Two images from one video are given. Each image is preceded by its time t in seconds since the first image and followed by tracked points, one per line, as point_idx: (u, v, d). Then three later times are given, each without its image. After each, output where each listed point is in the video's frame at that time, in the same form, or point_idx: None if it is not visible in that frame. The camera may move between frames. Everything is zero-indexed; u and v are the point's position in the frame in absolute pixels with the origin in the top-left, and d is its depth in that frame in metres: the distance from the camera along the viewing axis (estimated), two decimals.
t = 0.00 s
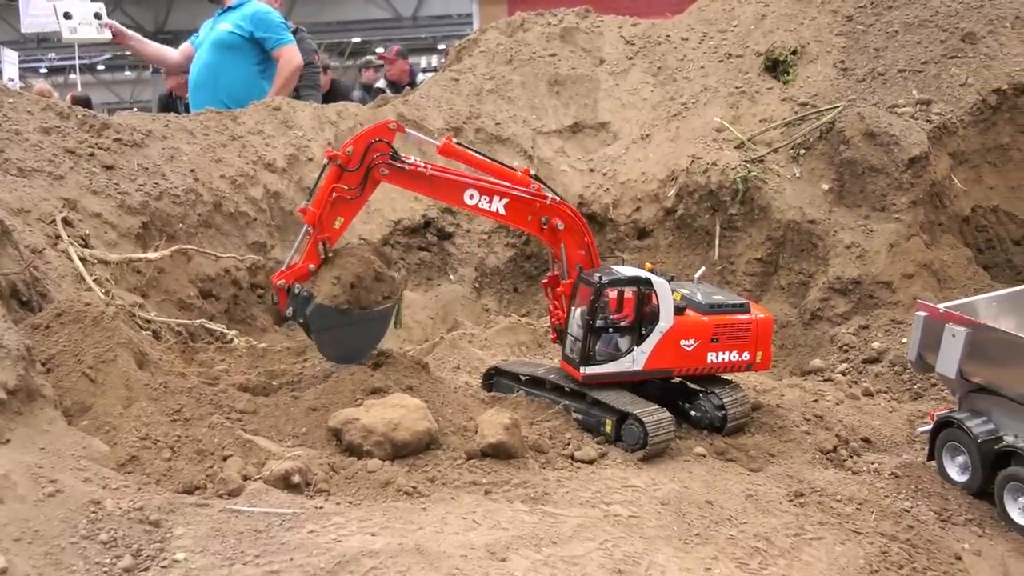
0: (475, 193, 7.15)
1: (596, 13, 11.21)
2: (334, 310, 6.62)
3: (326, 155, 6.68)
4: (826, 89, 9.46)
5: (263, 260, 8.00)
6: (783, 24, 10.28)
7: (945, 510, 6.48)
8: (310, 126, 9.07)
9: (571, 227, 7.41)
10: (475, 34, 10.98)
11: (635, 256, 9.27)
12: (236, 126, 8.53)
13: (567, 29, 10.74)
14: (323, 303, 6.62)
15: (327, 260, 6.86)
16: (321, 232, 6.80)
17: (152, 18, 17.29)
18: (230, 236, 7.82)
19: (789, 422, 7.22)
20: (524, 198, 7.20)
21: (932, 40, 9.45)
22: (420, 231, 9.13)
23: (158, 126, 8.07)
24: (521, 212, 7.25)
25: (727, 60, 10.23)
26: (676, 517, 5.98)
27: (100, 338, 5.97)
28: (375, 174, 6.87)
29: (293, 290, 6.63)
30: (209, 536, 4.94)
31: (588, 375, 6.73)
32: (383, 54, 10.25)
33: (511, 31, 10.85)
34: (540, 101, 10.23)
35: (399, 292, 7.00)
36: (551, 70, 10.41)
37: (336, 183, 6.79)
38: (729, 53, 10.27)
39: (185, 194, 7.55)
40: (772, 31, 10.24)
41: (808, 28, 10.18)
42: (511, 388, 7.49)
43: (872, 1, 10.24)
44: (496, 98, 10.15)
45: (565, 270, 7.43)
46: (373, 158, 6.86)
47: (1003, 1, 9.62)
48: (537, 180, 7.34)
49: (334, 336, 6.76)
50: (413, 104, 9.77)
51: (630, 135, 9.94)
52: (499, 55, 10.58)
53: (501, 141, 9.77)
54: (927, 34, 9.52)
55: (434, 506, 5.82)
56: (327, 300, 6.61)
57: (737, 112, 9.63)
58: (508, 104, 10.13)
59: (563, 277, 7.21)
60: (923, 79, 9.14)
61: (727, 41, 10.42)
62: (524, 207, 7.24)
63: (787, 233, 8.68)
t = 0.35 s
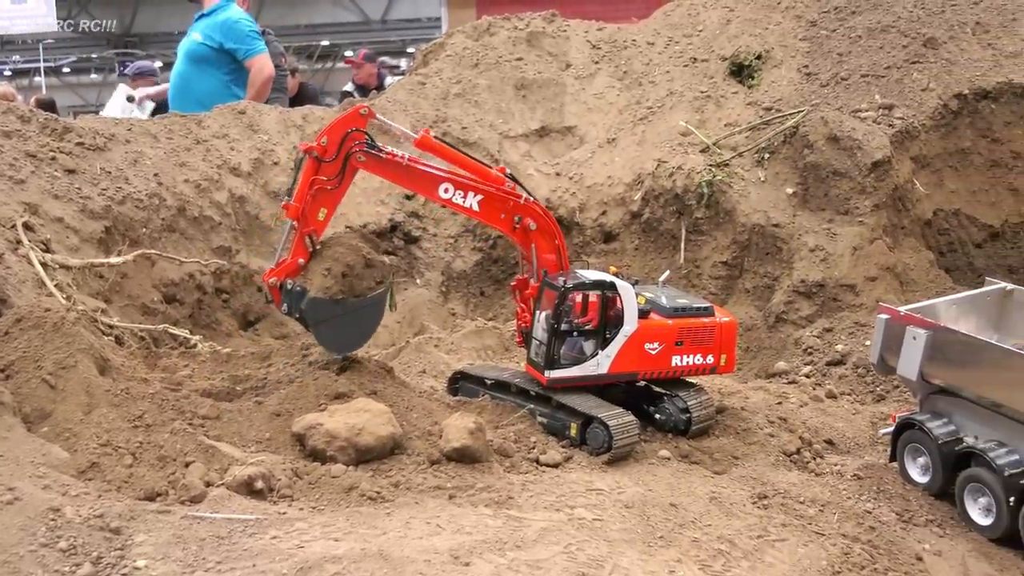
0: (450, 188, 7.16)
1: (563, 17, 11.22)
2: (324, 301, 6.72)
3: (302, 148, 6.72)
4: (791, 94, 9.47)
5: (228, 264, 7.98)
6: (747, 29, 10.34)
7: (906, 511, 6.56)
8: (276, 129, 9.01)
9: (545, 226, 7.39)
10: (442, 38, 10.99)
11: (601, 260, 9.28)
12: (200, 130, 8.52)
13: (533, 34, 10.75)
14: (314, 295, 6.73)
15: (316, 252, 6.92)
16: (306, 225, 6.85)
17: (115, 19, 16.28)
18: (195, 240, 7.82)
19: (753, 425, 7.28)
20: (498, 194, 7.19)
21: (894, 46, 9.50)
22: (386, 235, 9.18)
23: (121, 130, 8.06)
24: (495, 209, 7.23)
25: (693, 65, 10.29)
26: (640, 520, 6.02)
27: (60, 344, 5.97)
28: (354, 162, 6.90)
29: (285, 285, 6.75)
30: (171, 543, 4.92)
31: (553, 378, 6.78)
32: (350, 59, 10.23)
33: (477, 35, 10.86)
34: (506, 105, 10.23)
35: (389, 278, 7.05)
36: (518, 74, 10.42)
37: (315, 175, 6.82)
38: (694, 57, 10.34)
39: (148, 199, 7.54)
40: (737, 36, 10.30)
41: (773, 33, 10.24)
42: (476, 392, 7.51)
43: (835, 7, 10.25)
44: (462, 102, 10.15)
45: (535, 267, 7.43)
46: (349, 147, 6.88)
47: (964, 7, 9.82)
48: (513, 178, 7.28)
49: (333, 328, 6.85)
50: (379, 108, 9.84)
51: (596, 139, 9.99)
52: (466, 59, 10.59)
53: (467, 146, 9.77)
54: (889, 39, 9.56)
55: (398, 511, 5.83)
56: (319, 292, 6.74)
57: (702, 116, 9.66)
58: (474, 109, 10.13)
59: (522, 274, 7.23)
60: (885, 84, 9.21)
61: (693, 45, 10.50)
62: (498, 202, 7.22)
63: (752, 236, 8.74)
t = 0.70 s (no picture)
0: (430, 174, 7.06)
1: (532, 16, 11.26)
2: (325, 282, 6.66)
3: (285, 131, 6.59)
4: (758, 92, 9.55)
5: (196, 263, 8.00)
6: (715, 27, 10.40)
7: (872, 503, 6.63)
8: (243, 128, 8.98)
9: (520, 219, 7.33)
10: (411, 36, 11.01)
11: (570, 257, 9.35)
12: (167, 128, 8.51)
13: (502, 31, 10.78)
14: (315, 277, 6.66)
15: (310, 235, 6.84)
16: (297, 209, 6.75)
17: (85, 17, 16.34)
18: (162, 239, 7.82)
19: (720, 420, 7.34)
20: (479, 181, 7.08)
21: (860, 43, 9.66)
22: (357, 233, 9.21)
23: (86, 128, 8.07)
24: (475, 195, 7.13)
25: (661, 62, 10.34)
26: (608, 515, 6.07)
27: (24, 344, 6.00)
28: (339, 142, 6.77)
29: (284, 271, 6.67)
30: (137, 542, 4.93)
31: (521, 375, 6.82)
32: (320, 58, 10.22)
33: (447, 33, 10.91)
34: (476, 103, 10.25)
35: (384, 253, 7.04)
36: (486, 72, 10.44)
37: (302, 158, 6.69)
38: (662, 55, 10.40)
39: (114, 197, 7.55)
40: (705, 34, 10.37)
41: (740, 31, 10.31)
42: (446, 389, 7.54)
43: (801, 5, 10.39)
44: (432, 100, 10.16)
45: (512, 256, 7.33)
46: (333, 128, 6.75)
47: (928, 5, 9.93)
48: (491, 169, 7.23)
49: (336, 307, 6.78)
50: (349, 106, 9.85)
51: (566, 137, 10.02)
52: (435, 57, 10.63)
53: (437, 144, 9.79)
54: (855, 37, 9.72)
55: (366, 508, 5.85)
56: (318, 273, 6.68)
57: (671, 114, 9.71)
58: (443, 106, 10.14)
59: (493, 262, 7.12)
60: (852, 82, 9.32)
61: (661, 43, 10.56)
62: (480, 188, 7.11)
63: (720, 233, 8.80)
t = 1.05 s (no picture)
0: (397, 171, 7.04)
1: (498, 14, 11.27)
2: (306, 280, 6.70)
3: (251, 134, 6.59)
4: (721, 90, 9.61)
5: (160, 262, 7.99)
6: (680, 26, 10.47)
7: (834, 498, 6.71)
8: (207, 127, 8.92)
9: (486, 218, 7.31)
10: (377, 35, 11.01)
11: (535, 255, 9.37)
12: (130, 127, 8.50)
13: (468, 30, 10.79)
14: (297, 276, 6.71)
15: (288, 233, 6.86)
16: (272, 209, 6.78)
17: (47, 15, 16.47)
18: (125, 239, 7.80)
19: (685, 416, 7.40)
20: (446, 178, 7.05)
21: (823, 42, 9.76)
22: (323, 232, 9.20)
23: (47, 127, 8.03)
24: (442, 192, 7.10)
25: (626, 61, 10.39)
26: (573, 512, 6.10)
27: None
28: (305, 139, 6.75)
29: (265, 271, 6.75)
30: (98, 543, 4.92)
31: (486, 372, 6.86)
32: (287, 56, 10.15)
33: (412, 31, 10.90)
34: (441, 102, 10.26)
35: (364, 243, 7.02)
36: (452, 70, 10.45)
37: (270, 158, 6.70)
38: (627, 53, 10.44)
39: (76, 197, 7.53)
40: (669, 33, 10.43)
41: (704, 29, 10.37)
42: (412, 387, 7.55)
43: (765, 4, 10.48)
44: (397, 99, 10.17)
45: (478, 254, 7.32)
46: (297, 125, 6.73)
47: (889, 4, 10.05)
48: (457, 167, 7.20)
49: (321, 302, 6.83)
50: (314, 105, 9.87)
51: (531, 135, 9.99)
52: (400, 55, 10.62)
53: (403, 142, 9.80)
54: (818, 36, 9.83)
55: (330, 507, 5.86)
56: (299, 271, 6.72)
57: (636, 112, 9.76)
58: (409, 105, 10.14)
59: (457, 260, 7.11)
60: (814, 80, 9.40)
61: (626, 42, 10.60)
62: (446, 185, 7.08)
63: (685, 231, 8.86)
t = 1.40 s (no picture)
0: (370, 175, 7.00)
1: (470, 18, 11.25)
2: (286, 285, 6.66)
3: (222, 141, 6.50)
4: (694, 94, 9.65)
5: (131, 268, 7.88)
6: (652, 30, 10.50)
7: (808, 500, 6.74)
8: (178, 130, 8.82)
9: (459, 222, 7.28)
10: (349, 38, 10.97)
11: (508, 259, 9.34)
12: (100, 131, 8.42)
13: (441, 34, 10.76)
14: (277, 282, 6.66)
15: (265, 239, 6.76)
16: (247, 216, 6.69)
17: (18, 20, 16.74)
18: (95, 244, 7.71)
19: (658, 420, 7.40)
20: (419, 182, 7.02)
21: (794, 46, 9.80)
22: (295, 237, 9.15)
23: (16, 131, 7.98)
24: (416, 196, 7.06)
25: (599, 65, 10.40)
26: (547, 517, 6.09)
27: None
28: (278, 144, 6.70)
29: (244, 278, 6.68)
30: (68, 552, 4.87)
31: (459, 377, 6.85)
32: (259, 60, 10.07)
33: (384, 35, 10.87)
34: (414, 105, 10.22)
35: (342, 245, 6.96)
36: (425, 74, 10.42)
37: (243, 164, 6.63)
38: (601, 58, 10.45)
39: (45, 201, 7.45)
40: (642, 37, 10.46)
41: (677, 33, 10.41)
42: (385, 393, 7.52)
43: (737, 9, 10.54)
44: (370, 103, 10.12)
45: (451, 260, 7.29)
46: (268, 130, 6.68)
47: (859, 9, 10.16)
48: (430, 171, 7.17)
49: (302, 307, 6.79)
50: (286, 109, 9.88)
51: (504, 139, 9.96)
52: (373, 59, 10.56)
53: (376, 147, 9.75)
54: (790, 40, 9.87)
55: (304, 514, 5.82)
56: (279, 277, 6.67)
57: (608, 116, 9.77)
58: (382, 109, 10.10)
59: (428, 265, 7.06)
60: (786, 84, 9.44)
61: (599, 46, 10.62)
62: (419, 188, 7.04)
63: (658, 235, 8.88)
